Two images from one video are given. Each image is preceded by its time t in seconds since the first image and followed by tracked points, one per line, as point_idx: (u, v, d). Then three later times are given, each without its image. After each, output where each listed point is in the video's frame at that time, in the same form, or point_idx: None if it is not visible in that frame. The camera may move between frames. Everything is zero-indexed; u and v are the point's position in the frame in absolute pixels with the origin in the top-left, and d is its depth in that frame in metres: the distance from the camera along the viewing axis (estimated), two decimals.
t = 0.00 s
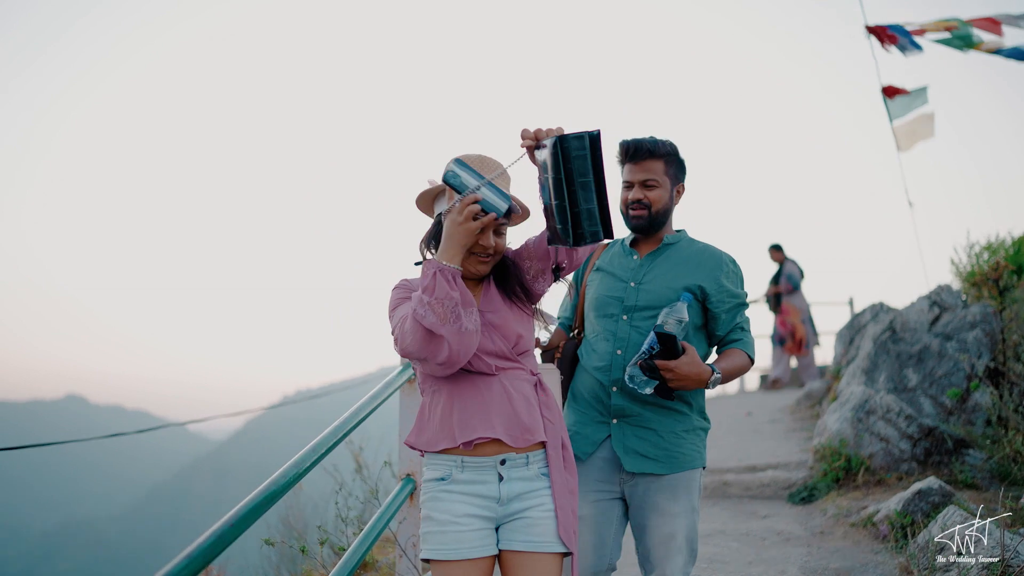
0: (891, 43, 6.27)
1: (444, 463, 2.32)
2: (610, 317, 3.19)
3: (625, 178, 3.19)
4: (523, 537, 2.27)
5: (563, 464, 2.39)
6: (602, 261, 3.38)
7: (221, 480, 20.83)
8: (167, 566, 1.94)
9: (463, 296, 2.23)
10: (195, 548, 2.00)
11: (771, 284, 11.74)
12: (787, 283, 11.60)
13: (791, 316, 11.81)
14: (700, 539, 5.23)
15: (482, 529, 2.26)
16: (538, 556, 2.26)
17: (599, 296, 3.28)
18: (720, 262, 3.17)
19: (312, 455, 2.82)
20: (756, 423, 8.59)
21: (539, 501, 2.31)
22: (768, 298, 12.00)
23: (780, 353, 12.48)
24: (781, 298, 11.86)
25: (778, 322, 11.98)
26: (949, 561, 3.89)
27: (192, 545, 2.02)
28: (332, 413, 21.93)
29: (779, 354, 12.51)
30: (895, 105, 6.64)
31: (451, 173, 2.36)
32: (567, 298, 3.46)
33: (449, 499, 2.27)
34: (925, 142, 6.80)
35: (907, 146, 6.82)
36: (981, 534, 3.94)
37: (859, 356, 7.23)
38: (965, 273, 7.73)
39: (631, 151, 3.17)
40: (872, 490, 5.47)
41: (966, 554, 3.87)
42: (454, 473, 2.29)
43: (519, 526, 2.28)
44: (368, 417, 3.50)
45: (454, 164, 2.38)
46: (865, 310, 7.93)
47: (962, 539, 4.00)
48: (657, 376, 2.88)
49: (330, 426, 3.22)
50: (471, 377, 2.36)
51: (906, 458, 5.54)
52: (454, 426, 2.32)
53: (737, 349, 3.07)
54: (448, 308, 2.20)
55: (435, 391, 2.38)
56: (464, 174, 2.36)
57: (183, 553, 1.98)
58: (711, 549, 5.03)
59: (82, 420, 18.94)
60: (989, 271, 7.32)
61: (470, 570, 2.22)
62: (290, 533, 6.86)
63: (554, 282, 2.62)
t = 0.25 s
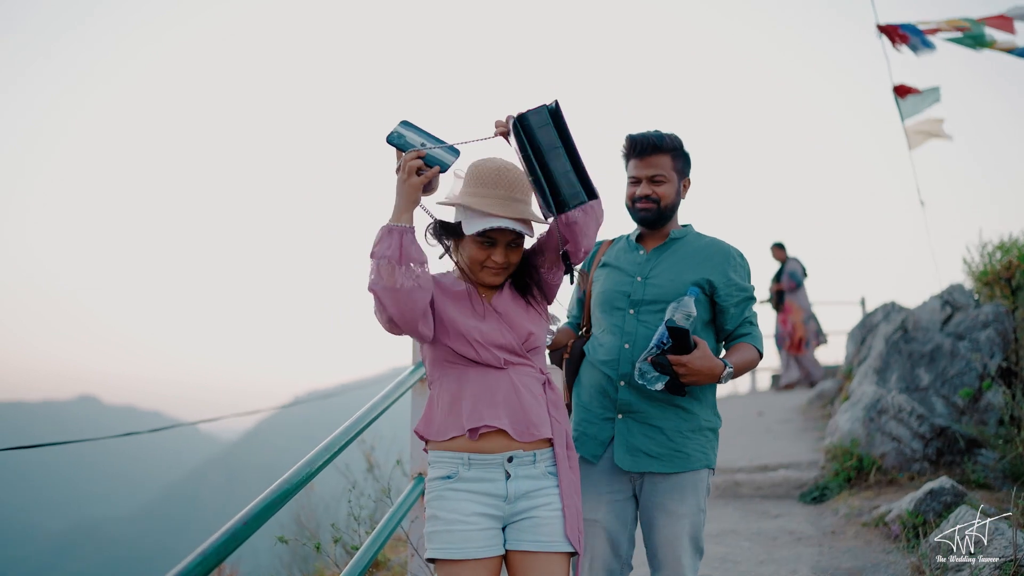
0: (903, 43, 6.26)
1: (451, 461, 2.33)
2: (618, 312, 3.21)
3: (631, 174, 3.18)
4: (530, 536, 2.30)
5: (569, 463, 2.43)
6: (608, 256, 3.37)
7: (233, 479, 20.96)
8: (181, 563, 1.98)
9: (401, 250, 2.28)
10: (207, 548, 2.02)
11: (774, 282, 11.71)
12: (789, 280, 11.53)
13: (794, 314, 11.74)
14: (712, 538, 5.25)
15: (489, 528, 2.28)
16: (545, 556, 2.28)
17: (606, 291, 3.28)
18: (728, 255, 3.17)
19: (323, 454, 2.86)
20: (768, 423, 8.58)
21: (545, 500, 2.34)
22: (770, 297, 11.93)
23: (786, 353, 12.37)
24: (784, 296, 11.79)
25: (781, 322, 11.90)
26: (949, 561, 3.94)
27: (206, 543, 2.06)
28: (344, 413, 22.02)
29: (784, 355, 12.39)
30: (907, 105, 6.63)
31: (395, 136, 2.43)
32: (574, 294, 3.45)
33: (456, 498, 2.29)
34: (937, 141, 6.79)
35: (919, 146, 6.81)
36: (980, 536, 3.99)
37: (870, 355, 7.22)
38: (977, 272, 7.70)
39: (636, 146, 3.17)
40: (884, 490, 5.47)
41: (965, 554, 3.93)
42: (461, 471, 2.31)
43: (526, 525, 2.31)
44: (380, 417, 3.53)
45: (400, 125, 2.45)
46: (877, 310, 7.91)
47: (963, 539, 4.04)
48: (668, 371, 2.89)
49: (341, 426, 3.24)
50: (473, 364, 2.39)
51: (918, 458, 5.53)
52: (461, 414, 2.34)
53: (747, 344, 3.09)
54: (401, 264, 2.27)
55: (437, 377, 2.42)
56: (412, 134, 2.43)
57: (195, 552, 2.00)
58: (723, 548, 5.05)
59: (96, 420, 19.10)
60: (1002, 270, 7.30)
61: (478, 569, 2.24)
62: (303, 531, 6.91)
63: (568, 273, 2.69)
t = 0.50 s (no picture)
0: (914, 41, 6.25)
1: (451, 459, 2.36)
2: (625, 309, 3.20)
3: (641, 165, 3.19)
4: (531, 536, 2.31)
5: (570, 463, 2.42)
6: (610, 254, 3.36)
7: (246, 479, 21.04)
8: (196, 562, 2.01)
9: (415, 180, 2.41)
10: (220, 547, 2.04)
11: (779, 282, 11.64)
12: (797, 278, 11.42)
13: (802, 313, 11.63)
14: (724, 538, 5.25)
15: (491, 527, 2.30)
16: (546, 557, 2.30)
17: (610, 288, 3.27)
18: (731, 249, 3.19)
19: (335, 452, 2.90)
20: (780, 423, 8.56)
21: (547, 498, 2.35)
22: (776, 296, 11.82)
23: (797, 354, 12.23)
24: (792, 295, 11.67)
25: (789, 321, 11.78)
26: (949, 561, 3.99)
27: (221, 541, 2.09)
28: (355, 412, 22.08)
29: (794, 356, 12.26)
30: (919, 103, 6.61)
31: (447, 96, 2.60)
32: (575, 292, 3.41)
33: (455, 496, 2.32)
34: (949, 140, 6.77)
35: (931, 145, 6.79)
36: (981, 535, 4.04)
37: (882, 355, 7.21)
38: (990, 271, 7.67)
39: (648, 137, 3.17)
40: (897, 490, 5.46)
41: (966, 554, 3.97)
42: (461, 469, 2.34)
43: (527, 525, 2.32)
44: (391, 416, 3.55)
45: (456, 91, 2.64)
46: (888, 309, 7.89)
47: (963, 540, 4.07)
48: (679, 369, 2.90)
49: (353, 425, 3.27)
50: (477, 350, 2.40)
51: (930, 458, 5.52)
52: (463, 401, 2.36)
53: (755, 338, 3.11)
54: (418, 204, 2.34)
55: (440, 359, 2.43)
56: (462, 97, 2.62)
57: (209, 550, 2.02)
58: (735, 548, 5.05)
59: (109, 420, 19.22)
60: (1015, 269, 7.26)
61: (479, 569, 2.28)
62: (317, 531, 6.94)
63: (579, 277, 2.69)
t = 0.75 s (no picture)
0: (925, 39, 6.23)
1: (467, 458, 2.29)
2: (634, 310, 3.21)
3: (643, 165, 3.20)
4: (547, 535, 2.34)
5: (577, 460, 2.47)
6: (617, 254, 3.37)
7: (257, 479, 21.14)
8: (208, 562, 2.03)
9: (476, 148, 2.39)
10: (231, 548, 2.06)
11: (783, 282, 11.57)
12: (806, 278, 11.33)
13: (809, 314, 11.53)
14: (733, 537, 5.25)
15: (506, 528, 2.29)
16: (562, 556, 2.33)
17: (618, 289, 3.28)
18: (739, 246, 3.19)
19: (346, 452, 2.91)
20: (790, 423, 8.55)
21: (558, 497, 2.38)
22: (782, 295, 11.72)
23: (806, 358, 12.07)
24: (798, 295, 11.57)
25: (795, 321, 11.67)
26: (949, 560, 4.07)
27: (233, 542, 2.11)
28: (364, 412, 22.14)
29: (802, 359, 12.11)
30: (929, 102, 6.59)
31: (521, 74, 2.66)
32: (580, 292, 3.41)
33: (474, 498, 2.27)
34: (960, 139, 6.75)
35: (942, 144, 6.77)
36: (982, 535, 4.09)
37: (892, 354, 7.19)
38: (1002, 270, 7.64)
39: (649, 136, 3.18)
40: (907, 490, 5.45)
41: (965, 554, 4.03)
42: (478, 469, 2.28)
43: (543, 524, 2.34)
44: (402, 416, 3.57)
45: (537, 70, 2.69)
46: (899, 308, 7.87)
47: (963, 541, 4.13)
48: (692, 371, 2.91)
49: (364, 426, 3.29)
50: (493, 341, 2.36)
51: (941, 458, 5.50)
52: (480, 391, 2.30)
53: (766, 335, 3.11)
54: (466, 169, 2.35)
55: (453, 346, 2.35)
56: (540, 79, 2.66)
57: (220, 551, 2.04)
58: (745, 547, 5.05)
59: (120, 420, 19.33)
60: None
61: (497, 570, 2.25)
62: (327, 531, 6.97)
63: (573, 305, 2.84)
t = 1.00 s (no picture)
0: (936, 37, 6.21)
1: (495, 461, 2.27)
2: (641, 311, 3.22)
3: (647, 165, 3.20)
4: (571, 533, 2.36)
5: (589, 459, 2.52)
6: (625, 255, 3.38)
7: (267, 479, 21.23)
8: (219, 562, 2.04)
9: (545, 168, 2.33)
10: (242, 549, 2.08)
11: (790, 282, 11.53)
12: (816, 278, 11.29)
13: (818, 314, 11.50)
14: (744, 537, 5.26)
15: (534, 530, 2.28)
16: (589, 551, 2.35)
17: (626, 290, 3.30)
18: (747, 245, 3.19)
19: (358, 453, 2.93)
20: (801, 422, 8.55)
21: (580, 496, 2.41)
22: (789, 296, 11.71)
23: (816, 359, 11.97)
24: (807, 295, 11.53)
25: (803, 322, 11.65)
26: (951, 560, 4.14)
27: (245, 542, 2.13)
28: (374, 412, 22.20)
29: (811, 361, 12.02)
30: (940, 100, 6.57)
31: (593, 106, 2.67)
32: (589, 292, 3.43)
33: (506, 501, 2.24)
34: (972, 138, 6.72)
35: (953, 142, 6.74)
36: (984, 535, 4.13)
37: (904, 354, 7.17)
38: (1014, 269, 7.60)
39: (652, 136, 3.19)
40: (919, 490, 5.43)
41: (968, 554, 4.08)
42: (508, 472, 2.26)
43: (567, 523, 2.37)
44: (413, 416, 3.59)
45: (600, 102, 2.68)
46: (911, 308, 7.84)
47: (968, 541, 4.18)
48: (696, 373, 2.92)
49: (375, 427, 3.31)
50: (515, 343, 2.35)
51: (953, 457, 5.48)
52: (506, 395, 2.29)
53: (774, 335, 3.11)
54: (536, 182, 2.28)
55: (479, 350, 2.33)
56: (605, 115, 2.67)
57: (231, 552, 2.06)
58: (756, 548, 5.05)
59: (132, 420, 19.45)
60: None
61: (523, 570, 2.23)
62: (338, 530, 7.01)
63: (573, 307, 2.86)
